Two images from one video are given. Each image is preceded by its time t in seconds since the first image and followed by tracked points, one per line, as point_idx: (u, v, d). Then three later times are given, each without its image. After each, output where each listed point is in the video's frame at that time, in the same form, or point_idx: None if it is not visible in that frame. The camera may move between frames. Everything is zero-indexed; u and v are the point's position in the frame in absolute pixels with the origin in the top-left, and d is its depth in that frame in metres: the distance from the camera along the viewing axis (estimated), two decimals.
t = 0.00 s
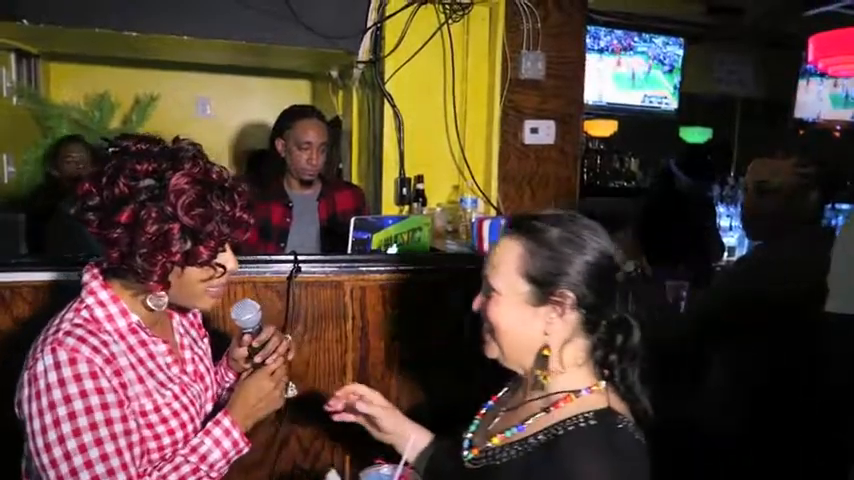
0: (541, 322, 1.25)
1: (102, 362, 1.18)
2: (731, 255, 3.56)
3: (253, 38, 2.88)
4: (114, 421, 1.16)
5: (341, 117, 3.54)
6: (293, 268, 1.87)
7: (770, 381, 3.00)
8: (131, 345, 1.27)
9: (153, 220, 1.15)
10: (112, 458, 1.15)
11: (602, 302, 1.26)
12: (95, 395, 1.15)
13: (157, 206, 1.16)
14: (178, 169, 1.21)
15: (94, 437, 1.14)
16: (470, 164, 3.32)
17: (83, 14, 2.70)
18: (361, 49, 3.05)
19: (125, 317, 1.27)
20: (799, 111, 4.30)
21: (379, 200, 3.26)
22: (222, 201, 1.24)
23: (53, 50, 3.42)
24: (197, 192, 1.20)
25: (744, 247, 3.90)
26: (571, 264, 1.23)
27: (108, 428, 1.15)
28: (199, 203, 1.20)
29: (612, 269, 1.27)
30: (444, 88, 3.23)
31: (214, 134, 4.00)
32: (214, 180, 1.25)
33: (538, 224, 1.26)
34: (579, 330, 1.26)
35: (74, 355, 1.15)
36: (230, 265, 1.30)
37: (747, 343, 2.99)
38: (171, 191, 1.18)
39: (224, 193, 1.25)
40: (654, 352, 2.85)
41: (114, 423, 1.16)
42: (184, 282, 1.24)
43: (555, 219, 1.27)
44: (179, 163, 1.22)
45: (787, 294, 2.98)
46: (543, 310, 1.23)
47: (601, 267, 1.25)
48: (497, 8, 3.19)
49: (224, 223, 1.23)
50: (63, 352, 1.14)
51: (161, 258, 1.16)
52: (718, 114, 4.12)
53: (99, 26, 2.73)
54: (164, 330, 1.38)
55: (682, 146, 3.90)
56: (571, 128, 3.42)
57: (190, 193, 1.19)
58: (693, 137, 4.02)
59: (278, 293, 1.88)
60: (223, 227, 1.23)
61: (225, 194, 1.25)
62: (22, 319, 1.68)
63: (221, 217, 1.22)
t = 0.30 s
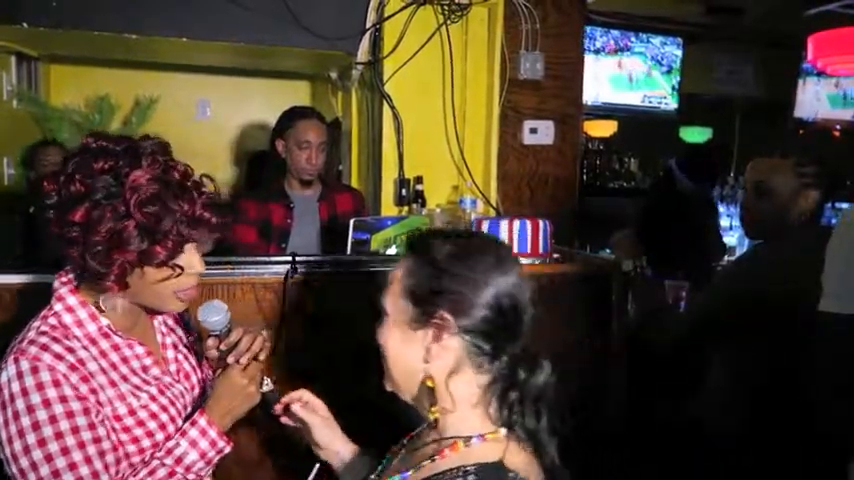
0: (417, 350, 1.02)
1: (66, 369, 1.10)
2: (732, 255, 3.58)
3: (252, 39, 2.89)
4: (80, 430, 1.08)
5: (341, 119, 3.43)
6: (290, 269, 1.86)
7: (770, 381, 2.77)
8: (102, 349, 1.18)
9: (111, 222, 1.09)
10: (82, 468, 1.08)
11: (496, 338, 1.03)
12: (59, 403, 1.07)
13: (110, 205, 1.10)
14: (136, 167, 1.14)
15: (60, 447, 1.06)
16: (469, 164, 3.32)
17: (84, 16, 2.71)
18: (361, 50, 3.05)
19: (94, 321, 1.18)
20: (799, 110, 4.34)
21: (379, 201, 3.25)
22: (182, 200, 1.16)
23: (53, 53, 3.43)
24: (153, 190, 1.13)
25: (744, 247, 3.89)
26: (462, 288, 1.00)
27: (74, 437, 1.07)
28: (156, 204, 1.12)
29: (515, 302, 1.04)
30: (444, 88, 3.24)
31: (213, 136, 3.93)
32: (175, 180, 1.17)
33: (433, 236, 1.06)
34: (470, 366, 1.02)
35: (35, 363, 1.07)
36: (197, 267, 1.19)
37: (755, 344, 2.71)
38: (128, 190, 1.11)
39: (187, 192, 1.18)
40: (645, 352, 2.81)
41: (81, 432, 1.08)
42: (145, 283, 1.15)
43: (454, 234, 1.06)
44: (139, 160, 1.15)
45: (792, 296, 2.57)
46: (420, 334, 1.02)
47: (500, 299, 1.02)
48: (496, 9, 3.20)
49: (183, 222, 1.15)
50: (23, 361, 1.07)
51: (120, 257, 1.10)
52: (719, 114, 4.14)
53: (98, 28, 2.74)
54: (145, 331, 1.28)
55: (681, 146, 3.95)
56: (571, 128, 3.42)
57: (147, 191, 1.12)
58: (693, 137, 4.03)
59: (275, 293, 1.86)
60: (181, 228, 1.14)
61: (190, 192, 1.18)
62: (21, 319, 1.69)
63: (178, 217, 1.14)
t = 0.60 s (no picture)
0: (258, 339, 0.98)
1: (52, 378, 1.09)
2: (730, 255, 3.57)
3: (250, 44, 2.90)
4: (65, 439, 1.07)
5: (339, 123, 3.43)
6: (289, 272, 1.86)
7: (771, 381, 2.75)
8: (92, 356, 1.15)
9: (93, 229, 1.09)
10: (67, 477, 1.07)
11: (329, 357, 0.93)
12: (43, 412, 1.07)
13: (92, 211, 1.09)
14: (125, 175, 1.13)
15: (45, 455, 1.06)
16: (467, 168, 3.32)
17: (82, 20, 2.72)
18: (357, 55, 3.08)
19: (86, 328, 1.16)
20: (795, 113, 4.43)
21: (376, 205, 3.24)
22: (165, 209, 1.13)
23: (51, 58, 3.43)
24: (136, 199, 1.11)
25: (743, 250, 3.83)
26: (302, 290, 0.92)
27: (58, 446, 1.07)
28: (134, 213, 1.11)
29: (363, 327, 0.92)
30: (441, 92, 3.24)
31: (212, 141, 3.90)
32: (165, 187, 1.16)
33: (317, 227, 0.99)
34: (296, 373, 0.94)
35: (21, 372, 1.07)
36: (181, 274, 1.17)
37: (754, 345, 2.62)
38: (110, 197, 1.10)
39: (171, 201, 1.15)
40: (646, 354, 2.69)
41: (65, 440, 1.07)
42: (125, 293, 1.14)
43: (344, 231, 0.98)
44: (129, 166, 1.15)
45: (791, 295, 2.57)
46: (261, 343, 0.98)
47: (343, 324, 0.92)
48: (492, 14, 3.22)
49: (163, 232, 1.12)
50: (10, 369, 1.07)
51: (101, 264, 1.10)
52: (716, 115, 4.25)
53: (96, 33, 2.74)
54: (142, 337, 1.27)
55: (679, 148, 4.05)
56: (568, 131, 3.42)
57: (129, 200, 1.11)
58: (690, 139, 4.15)
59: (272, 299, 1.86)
60: (160, 239, 1.12)
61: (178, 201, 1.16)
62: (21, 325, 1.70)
63: (157, 226, 1.12)
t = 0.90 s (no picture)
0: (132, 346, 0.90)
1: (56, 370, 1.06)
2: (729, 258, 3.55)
3: (249, 47, 2.89)
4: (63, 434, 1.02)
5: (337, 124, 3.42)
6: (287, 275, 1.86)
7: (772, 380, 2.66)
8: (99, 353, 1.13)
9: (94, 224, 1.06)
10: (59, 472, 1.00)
11: (158, 386, 0.79)
12: (42, 402, 1.02)
13: (98, 207, 1.07)
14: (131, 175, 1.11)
15: (39, 444, 1.00)
16: (466, 170, 3.33)
17: (81, 24, 2.72)
18: (356, 57, 3.08)
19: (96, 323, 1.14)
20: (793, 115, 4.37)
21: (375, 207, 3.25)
22: (167, 209, 1.07)
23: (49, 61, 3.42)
24: (140, 198, 1.07)
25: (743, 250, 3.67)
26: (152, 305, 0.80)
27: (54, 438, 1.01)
28: (134, 210, 1.06)
29: (192, 364, 0.77)
30: (440, 95, 3.24)
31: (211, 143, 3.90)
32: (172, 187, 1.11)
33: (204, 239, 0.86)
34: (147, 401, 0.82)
35: (24, 359, 1.04)
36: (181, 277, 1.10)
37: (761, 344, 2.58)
38: (114, 194, 1.07)
39: (176, 201, 1.09)
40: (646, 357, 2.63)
41: (60, 431, 1.01)
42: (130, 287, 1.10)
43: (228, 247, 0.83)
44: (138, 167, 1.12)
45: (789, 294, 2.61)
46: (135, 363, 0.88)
47: (180, 356, 0.77)
48: (491, 16, 3.22)
49: (162, 230, 1.05)
50: (14, 356, 1.04)
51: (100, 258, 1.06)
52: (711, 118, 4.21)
53: (95, 36, 2.74)
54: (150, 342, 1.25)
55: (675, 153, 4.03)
56: (567, 133, 3.43)
57: (133, 198, 1.07)
58: (690, 142, 4.14)
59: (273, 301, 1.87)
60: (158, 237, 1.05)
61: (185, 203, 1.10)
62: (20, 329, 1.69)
63: (156, 225, 1.05)
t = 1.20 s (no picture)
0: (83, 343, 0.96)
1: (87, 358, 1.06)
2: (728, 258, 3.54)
3: (249, 47, 2.89)
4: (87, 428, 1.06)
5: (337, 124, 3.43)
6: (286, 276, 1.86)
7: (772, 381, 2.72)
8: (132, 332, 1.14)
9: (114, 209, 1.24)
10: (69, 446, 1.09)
11: (94, 381, 0.85)
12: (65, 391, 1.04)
13: (123, 192, 1.24)
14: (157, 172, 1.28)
15: (52, 418, 1.09)
16: (466, 170, 3.32)
17: (81, 24, 2.71)
18: (356, 56, 3.07)
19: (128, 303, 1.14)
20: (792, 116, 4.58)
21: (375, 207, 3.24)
22: (181, 201, 1.22)
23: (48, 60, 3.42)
24: (158, 190, 1.23)
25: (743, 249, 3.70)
26: (104, 301, 0.88)
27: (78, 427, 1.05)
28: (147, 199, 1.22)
29: (127, 356, 0.82)
30: (440, 95, 3.24)
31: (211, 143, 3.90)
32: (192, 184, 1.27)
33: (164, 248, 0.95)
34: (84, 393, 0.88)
35: (46, 340, 1.12)
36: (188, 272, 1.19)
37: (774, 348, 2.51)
38: (133, 182, 1.25)
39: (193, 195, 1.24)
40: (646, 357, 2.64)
41: (72, 409, 1.10)
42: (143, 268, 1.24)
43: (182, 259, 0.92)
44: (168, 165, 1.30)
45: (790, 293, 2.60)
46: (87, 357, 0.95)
47: (116, 348, 0.83)
48: (490, 16, 3.22)
49: (171, 219, 1.20)
50: (40, 336, 1.12)
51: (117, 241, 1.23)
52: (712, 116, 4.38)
53: (95, 36, 2.73)
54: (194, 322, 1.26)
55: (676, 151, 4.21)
56: (567, 133, 3.43)
57: (152, 189, 1.23)
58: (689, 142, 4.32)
59: (274, 301, 1.87)
60: (164, 224, 1.19)
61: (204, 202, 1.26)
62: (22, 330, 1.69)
63: (165, 213, 1.20)
